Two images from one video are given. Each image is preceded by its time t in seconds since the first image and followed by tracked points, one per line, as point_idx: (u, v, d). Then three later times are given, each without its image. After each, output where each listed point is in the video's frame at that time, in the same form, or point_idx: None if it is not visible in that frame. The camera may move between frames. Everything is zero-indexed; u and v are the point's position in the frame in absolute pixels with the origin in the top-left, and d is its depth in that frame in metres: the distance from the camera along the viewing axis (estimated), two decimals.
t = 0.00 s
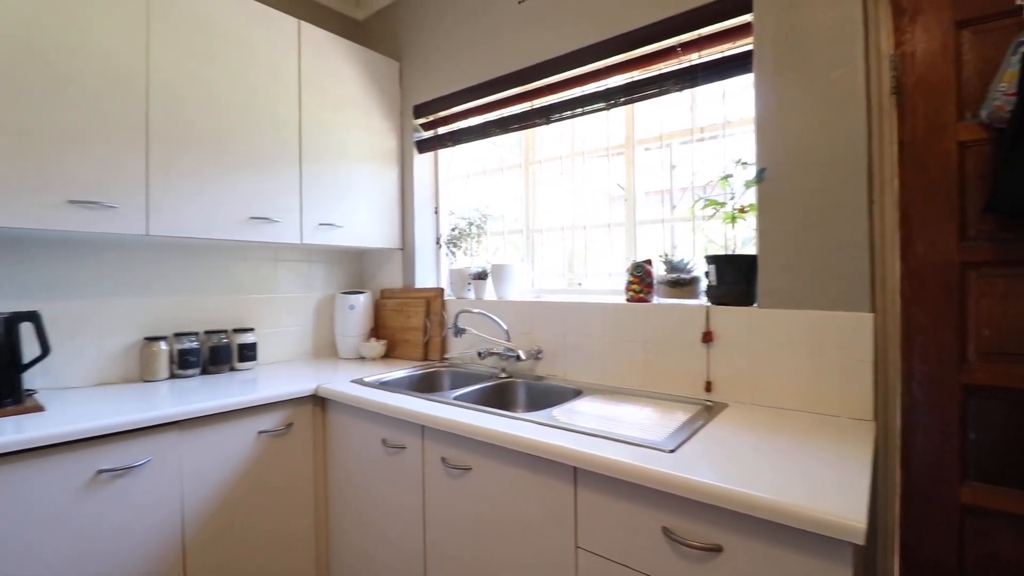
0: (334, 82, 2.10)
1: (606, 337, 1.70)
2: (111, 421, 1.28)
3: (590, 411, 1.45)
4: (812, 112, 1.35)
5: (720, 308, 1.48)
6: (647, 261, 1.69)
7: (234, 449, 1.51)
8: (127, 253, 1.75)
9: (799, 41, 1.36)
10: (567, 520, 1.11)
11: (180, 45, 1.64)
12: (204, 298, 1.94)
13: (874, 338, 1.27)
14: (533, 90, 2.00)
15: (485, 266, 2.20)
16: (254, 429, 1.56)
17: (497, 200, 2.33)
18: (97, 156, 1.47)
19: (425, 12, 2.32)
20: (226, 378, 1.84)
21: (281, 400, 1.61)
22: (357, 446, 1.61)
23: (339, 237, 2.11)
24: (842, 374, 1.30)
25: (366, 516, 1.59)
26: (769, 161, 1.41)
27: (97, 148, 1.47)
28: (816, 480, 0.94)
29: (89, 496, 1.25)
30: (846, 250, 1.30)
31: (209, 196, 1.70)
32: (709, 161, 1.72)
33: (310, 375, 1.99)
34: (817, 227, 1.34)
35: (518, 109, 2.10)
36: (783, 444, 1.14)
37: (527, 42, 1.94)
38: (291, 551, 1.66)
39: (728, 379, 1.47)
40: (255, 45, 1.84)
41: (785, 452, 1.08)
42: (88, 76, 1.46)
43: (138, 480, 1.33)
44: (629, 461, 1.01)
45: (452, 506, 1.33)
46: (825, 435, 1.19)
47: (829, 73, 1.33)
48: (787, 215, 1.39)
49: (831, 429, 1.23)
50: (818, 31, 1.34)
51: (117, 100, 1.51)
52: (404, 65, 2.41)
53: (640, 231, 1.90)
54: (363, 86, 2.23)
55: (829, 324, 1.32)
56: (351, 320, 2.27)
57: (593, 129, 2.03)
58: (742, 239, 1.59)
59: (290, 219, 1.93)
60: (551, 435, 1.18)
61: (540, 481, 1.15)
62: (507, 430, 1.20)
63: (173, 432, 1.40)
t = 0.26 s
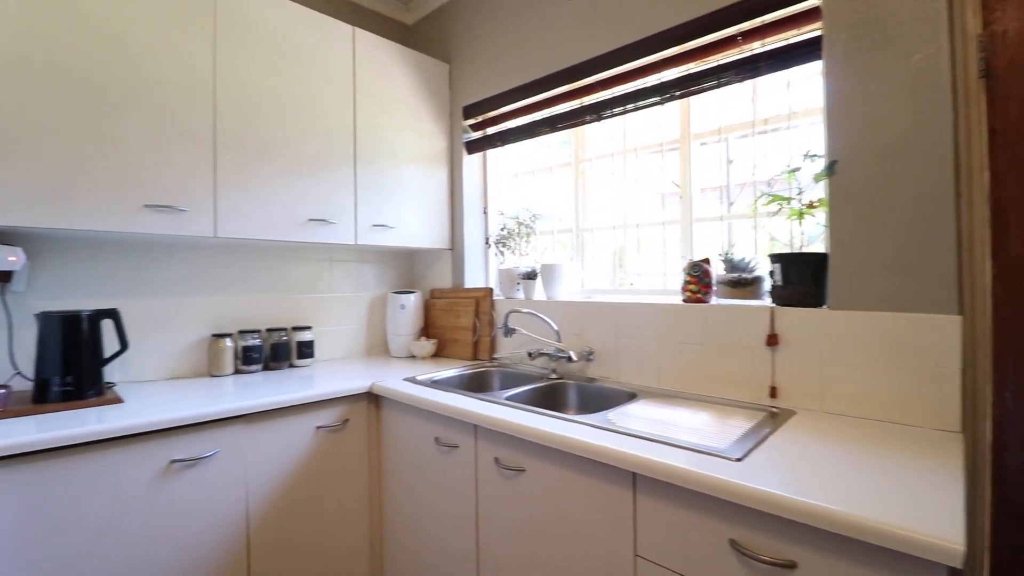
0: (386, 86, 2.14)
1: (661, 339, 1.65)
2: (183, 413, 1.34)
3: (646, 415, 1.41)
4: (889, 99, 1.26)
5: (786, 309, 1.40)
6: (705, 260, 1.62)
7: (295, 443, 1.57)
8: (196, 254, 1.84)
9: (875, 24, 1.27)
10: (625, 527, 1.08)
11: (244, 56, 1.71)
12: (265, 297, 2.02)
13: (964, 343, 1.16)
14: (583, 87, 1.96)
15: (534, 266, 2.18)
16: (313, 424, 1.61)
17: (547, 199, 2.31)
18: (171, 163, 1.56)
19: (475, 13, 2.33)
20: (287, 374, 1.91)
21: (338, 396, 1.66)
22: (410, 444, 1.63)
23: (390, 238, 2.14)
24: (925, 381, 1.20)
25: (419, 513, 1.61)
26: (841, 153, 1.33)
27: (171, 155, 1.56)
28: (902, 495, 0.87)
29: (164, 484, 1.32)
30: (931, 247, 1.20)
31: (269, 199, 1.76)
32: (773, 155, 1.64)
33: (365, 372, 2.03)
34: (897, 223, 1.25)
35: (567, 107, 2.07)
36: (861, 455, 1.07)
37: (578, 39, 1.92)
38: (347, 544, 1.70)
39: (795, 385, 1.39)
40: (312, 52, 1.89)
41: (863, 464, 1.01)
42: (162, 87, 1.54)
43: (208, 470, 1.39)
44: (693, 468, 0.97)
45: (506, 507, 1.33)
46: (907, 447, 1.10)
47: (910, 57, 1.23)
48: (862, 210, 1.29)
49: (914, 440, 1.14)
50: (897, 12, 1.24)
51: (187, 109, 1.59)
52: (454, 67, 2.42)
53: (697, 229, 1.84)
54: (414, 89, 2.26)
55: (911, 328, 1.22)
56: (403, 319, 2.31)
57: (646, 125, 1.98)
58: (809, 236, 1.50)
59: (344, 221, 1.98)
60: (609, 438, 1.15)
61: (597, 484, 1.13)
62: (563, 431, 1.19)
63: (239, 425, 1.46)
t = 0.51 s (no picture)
0: (439, 88, 2.16)
1: (724, 342, 1.58)
2: (251, 408, 1.40)
3: (710, 421, 1.35)
4: (985, 82, 1.14)
5: (863, 311, 1.31)
6: (771, 260, 1.55)
7: (353, 439, 1.60)
8: (261, 256, 1.92)
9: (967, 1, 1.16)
10: (691, 536, 1.04)
11: (305, 63, 1.77)
12: (324, 296, 2.09)
13: None
14: (639, 82, 1.91)
15: (587, 266, 2.15)
16: (371, 420, 1.64)
17: (600, 198, 2.27)
18: (239, 168, 1.63)
19: (526, 13, 2.32)
20: (344, 372, 1.97)
21: (394, 394, 1.68)
22: (465, 443, 1.63)
23: (443, 238, 2.16)
24: None
25: (473, 513, 1.61)
26: (928, 143, 1.22)
27: (239, 161, 1.63)
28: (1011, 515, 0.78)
29: (234, 475, 1.38)
30: None
31: (329, 201, 1.82)
32: (847, 147, 1.54)
33: (418, 371, 2.06)
34: (996, 217, 1.13)
35: (621, 104, 2.02)
36: (956, 469, 0.98)
37: (634, 33, 1.87)
38: (403, 539, 1.72)
39: (874, 393, 1.30)
40: (368, 58, 1.93)
41: (959, 479, 0.92)
42: (232, 96, 1.61)
43: (273, 463, 1.45)
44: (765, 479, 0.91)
45: (563, 510, 1.30)
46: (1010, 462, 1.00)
47: (1010, 35, 1.11)
48: (954, 203, 1.19)
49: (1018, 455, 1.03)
50: None
51: (254, 117, 1.66)
52: (505, 67, 2.42)
53: (761, 226, 1.75)
54: (466, 90, 2.27)
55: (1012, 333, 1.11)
56: (454, 319, 2.32)
57: (705, 119, 1.91)
58: (888, 233, 1.40)
59: (400, 222, 2.01)
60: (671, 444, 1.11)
61: (660, 491, 1.09)
62: (622, 436, 1.15)
63: (302, 420, 1.50)
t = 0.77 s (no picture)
0: (492, 89, 2.17)
1: (792, 345, 1.50)
2: (314, 404, 1.45)
3: (778, 429, 1.28)
4: None
5: (952, 314, 1.21)
6: (845, 259, 1.46)
7: (411, 436, 1.63)
8: (321, 257, 1.99)
9: None
10: (763, 550, 0.99)
11: (363, 69, 1.81)
12: (380, 296, 2.14)
13: None
14: (698, 75, 1.84)
15: (642, 266, 2.10)
16: (427, 419, 1.67)
17: (654, 196, 2.22)
18: (302, 172, 1.69)
19: (578, 10, 2.29)
20: (400, 370, 2.00)
21: (449, 393, 1.70)
22: (520, 444, 1.63)
23: (495, 239, 2.17)
24: None
25: (528, 514, 1.60)
26: None
27: (304, 166, 1.69)
28: None
29: (300, 468, 1.43)
30: None
31: (385, 204, 1.85)
32: (931, 137, 1.43)
33: (471, 371, 2.07)
34: None
35: (678, 99, 1.96)
36: None
37: (693, 26, 1.81)
38: (458, 537, 1.74)
39: (965, 402, 1.20)
40: (423, 61, 1.96)
41: None
42: (296, 103, 1.67)
43: (335, 458, 1.49)
44: (850, 494, 0.85)
45: (622, 515, 1.28)
46: None
47: None
48: None
49: None
50: None
51: (316, 123, 1.71)
52: (556, 65, 2.40)
53: (831, 223, 1.65)
54: (517, 90, 2.27)
55: None
56: (506, 319, 2.32)
57: (770, 111, 1.82)
58: (980, 229, 1.28)
59: (453, 223, 2.03)
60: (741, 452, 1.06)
61: (728, 500, 1.04)
62: (687, 442, 1.11)
63: (362, 417, 1.54)
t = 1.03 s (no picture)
0: (538, 88, 2.16)
1: (858, 349, 1.42)
2: (368, 401, 1.48)
3: (846, 437, 1.22)
4: None
5: None
6: (919, 257, 1.37)
7: (460, 435, 1.65)
8: (371, 257, 2.03)
9: None
10: (833, 565, 0.94)
11: (413, 73, 1.84)
12: (427, 296, 2.17)
13: None
14: (753, 67, 1.77)
15: (693, 266, 2.04)
16: (476, 418, 1.68)
17: (706, 194, 2.15)
18: (356, 175, 1.73)
19: (626, 5, 2.25)
20: (447, 369, 2.02)
21: (497, 393, 1.70)
22: (569, 446, 1.61)
23: (541, 239, 2.16)
24: None
25: (576, 517, 1.58)
26: None
27: (357, 169, 1.73)
28: None
29: (355, 464, 1.47)
30: None
31: (434, 206, 1.88)
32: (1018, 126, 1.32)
33: (518, 371, 2.07)
34: None
35: (731, 93, 1.89)
36: None
37: (749, 17, 1.74)
38: (506, 537, 1.74)
39: None
40: (470, 63, 1.97)
41: None
42: (349, 108, 1.72)
43: (388, 455, 1.52)
44: (933, 509, 0.79)
45: (678, 522, 1.24)
46: None
47: None
48: None
49: None
50: None
51: (369, 127, 1.75)
52: (603, 62, 2.37)
53: (902, 220, 1.56)
54: (564, 88, 2.25)
55: None
56: (551, 319, 2.30)
57: (832, 103, 1.73)
58: None
59: (500, 223, 2.04)
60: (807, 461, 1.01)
61: (793, 510, 1.00)
62: (748, 449, 1.07)
63: (413, 415, 1.57)
